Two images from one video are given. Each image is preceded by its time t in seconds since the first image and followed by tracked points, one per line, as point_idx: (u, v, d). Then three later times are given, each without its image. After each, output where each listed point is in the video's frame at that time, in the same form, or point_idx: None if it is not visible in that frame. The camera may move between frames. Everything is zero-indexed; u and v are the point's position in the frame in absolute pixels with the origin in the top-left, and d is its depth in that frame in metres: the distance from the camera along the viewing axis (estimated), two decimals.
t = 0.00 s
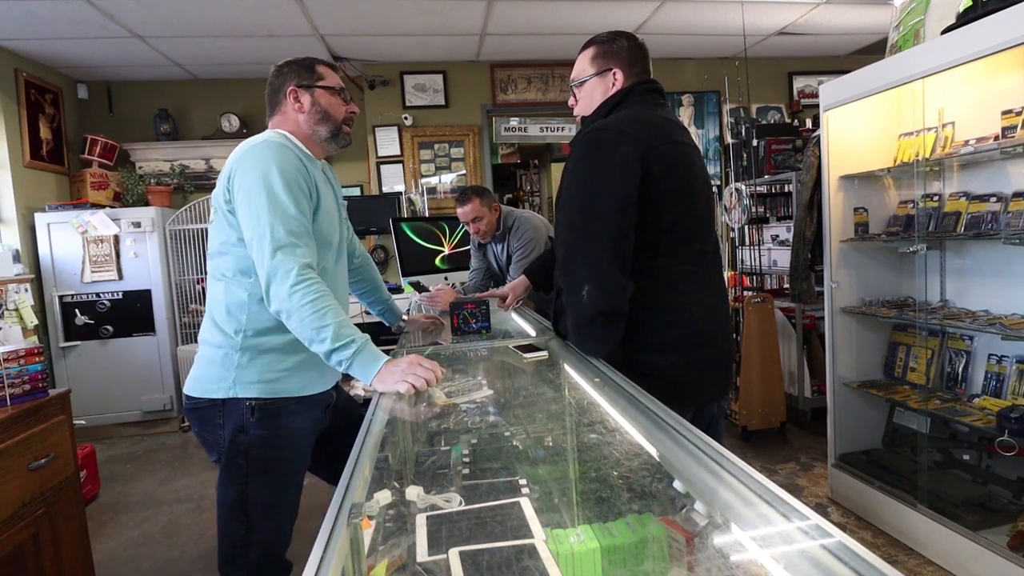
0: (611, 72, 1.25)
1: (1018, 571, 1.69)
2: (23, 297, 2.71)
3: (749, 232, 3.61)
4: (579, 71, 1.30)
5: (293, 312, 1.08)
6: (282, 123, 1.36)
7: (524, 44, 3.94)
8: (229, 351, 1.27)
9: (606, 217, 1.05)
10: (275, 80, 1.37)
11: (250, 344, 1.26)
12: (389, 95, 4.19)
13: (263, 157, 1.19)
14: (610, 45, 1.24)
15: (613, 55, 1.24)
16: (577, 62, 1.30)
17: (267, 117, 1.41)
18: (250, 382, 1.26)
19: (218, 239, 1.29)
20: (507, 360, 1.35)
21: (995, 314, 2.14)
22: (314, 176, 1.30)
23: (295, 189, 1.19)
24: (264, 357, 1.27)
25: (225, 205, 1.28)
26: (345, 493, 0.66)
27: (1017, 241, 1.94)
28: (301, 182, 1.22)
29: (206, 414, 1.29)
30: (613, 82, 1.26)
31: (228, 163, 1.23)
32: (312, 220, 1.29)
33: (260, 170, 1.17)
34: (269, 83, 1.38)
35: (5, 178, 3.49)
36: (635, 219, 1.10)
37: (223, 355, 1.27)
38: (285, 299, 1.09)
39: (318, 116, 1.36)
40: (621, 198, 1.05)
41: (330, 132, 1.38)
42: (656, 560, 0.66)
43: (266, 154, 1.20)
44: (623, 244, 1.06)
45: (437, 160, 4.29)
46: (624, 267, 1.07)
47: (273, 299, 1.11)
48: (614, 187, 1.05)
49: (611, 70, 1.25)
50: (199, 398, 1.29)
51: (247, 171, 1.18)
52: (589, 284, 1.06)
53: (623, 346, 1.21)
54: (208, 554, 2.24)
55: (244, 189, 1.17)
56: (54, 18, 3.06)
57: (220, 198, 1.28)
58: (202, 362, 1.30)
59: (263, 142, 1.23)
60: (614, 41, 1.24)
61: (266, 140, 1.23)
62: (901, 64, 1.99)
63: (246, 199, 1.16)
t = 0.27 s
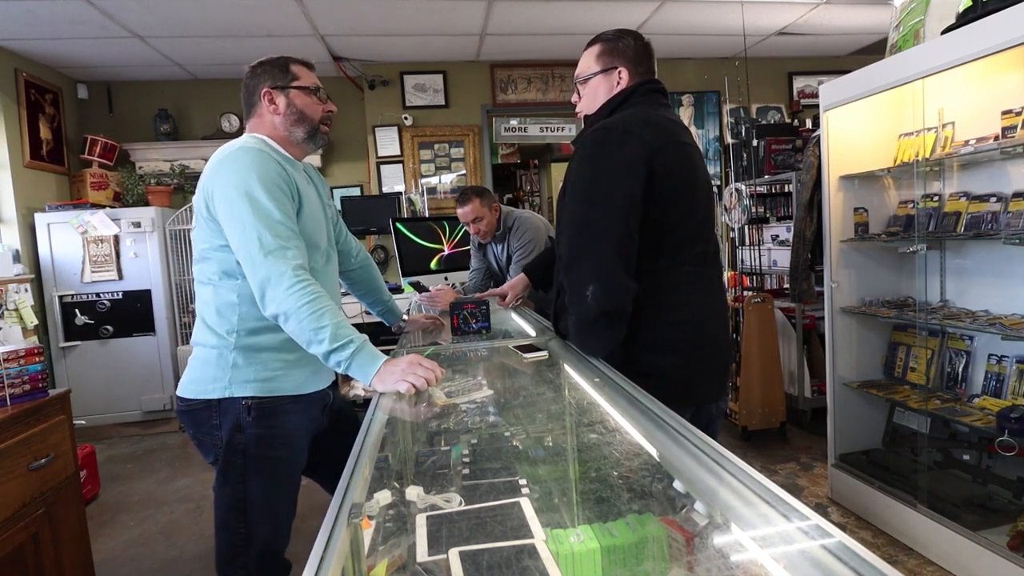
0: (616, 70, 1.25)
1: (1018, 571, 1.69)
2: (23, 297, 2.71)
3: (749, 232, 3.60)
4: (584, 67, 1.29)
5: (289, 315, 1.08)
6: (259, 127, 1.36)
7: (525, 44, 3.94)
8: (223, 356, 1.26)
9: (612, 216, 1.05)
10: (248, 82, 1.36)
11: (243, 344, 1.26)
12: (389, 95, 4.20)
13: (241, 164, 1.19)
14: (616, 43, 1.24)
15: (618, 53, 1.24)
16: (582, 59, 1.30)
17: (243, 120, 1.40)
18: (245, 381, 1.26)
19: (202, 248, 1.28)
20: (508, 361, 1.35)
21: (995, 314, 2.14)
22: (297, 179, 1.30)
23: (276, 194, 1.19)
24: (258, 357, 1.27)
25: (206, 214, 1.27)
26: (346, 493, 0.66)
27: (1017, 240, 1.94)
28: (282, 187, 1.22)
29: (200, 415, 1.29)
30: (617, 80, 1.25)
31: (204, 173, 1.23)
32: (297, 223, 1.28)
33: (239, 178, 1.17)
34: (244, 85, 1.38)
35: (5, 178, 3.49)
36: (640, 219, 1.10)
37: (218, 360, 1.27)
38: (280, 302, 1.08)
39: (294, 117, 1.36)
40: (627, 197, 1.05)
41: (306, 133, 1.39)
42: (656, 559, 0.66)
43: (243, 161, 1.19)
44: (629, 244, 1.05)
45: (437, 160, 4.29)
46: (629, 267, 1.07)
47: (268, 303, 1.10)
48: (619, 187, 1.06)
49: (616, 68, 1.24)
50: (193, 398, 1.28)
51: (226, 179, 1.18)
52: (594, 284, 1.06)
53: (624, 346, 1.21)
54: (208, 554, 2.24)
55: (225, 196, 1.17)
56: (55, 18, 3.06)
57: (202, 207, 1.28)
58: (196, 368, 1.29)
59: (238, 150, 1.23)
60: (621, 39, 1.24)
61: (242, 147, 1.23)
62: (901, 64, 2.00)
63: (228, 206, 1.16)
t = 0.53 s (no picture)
0: (618, 70, 1.25)
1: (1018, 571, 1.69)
2: (23, 297, 2.71)
3: (749, 232, 3.60)
4: (585, 66, 1.29)
5: (290, 314, 1.08)
6: (253, 130, 1.37)
7: (525, 44, 3.94)
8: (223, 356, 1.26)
9: (613, 216, 1.05)
10: (243, 86, 1.36)
11: (242, 342, 1.26)
12: (389, 95, 4.20)
13: (239, 165, 1.19)
14: (619, 43, 1.24)
15: (621, 53, 1.24)
16: (584, 58, 1.29)
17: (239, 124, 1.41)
18: (244, 380, 1.26)
19: (201, 249, 1.28)
20: (508, 361, 1.35)
21: (995, 314, 2.14)
22: (295, 180, 1.30)
23: (274, 194, 1.19)
24: (257, 356, 1.27)
25: (203, 215, 1.27)
26: (346, 493, 0.66)
27: (1017, 240, 1.94)
28: (279, 187, 1.22)
29: (198, 414, 1.29)
30: (620, 80, 1.25)
31: (201, 175, 1.23)
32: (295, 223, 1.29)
33: (237, 179, 1.17)
34: (239, 89, 1.38)
35: (5, 178, 3.49)
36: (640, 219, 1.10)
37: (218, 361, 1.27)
38: (281, 301, 1.08)
39: (288, 121, 1.36)
40: (628, 197, 1.05)
41: (301, 136, 1.39)
42: (656, 560, 0.66)
43: (241, 161, 1.20)
44: (629, 243, 1.05)
45: (437, 160, 4.29)
46: (630, 267, 1.07)
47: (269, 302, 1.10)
48: (620, 187, 1.06)
49: (619, 68, 1.25)
50: (191, 397, 1.28)
51: (224, 179, 1.18)
52: (595, 284, 1.06)
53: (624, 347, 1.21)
54: (208, 554, 2.24)
55: (223, 198, 1.17)
56: (55, 18, 3.06)
57: (199, 209, 1.28)
58: (196, 369, 1.29)
59: (235, 151, 1.23)
60: (624, 39, 1.24)
61: (238, 149, 1.23)
62: (901, 64, 1.99)
63: (226, 208, 1.16)
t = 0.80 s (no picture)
0: (619, 70, 1.24)
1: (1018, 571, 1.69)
2: (23, 297, 2.71)
3: (749, 232, 3.60)
4: (586, 66, 1.29)
5: (293, 312, 1.07)
6: (259, 130, 1.37)
7: (525, 44, 3.94)
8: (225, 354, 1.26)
9: (613, 215, 1.05)
10: (250, 86, 1.36)
11: (245, 342, 1.26)
12: (389, 95, 4.20)
13: (245, 163, 1.19)
14: (620, 43, 1.24)
15: (623, 53, 1.24)
16: (584, 58, 1.29)
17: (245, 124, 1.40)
18: (247, 379, 1.26)
19: (205, 247, 1.28)
20: (508, 361, 1.35)
21: (995, 314, 2.14)
22: (299, 179, 1.30)
23: (280, 193, 1.19)
24: (259, 357, 1.27)
25: (208, 213, 1.27)
26: (346, 493, 0.66)
27: (1017, 240, 1.94)
28: (285, 186, 1.22)
29: (200, 414, 1.29)
30: (620, 80, 1.25)
31: (207, 173, 1.23)
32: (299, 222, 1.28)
33: (243, 177, 1.17)
34: (245, 88, 1.38)
35: (5, 178, 3.49)
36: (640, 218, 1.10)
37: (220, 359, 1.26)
38: (284, 299, 1.08)
39: (295, 122, 1.36)
40: (628, 196, 1.05)
41: (307, 138, 1.39)
42: (656, 560, 0.66)
43: (248, 160, 1.20)
44: (629, 242, 1.06)
45: (437, 160, 4.29)
46: (630, 266, 1.07)
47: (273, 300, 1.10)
48: (620, 186, 1.06)
49: (620, 68, 1.24)
50: (193, 396, 1.28)
51: (230, 177, 1.18)
52: (596, 283, 1.06)
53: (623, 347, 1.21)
54: (208, 554, 2.24)
55: (229, 195, 1.17)
56: (55, 17, 3.06)
57: (204, 207, 1.27)
58: (198, 367, 1.29)
59: (243, 150, 1.23)
60: (625, 40, 1.24)
61: (246, 148, 1.24)
62: (901, 64, 1.99)
63: (232, 206, 1.16)
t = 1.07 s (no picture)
0: (615, 71, 1.24)
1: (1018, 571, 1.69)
2: (23, 297, 2.71)
3: (749, 232, 3.60)
4: (583, 67, 1.29)
5: (290, 314, 1.07)
6: (260, 131, 1.37)
7: (525, 44, 3.94)
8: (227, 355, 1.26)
9: (611, 216, 1.05)
10: (251, 87, 1.36)
11: (247, 342, 1.26)
12: (389, 95, 4.20)
13: (245, 166, 1.19)
14: (616, 44, 1.24)
15: (619, 55, 1.24)
16: (581, 59, 1.29)
17: (245, 124, 1.40)
18: (250, 378, 1.26)
19: (206, 249, 1.28)
20: (508, 361, 1.35)
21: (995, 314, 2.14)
22: (299, 181, 1.30)
23: (279, 195, 1.19)
24: (259, 355, 1.27)
25: (209, 215, 1.27)
26: (346, 493, 0.66)
27: (1017, 240, 1.94)
28: (284, 188, 1.22)
29: (204, 413, 1.29)
30: (617, 81, 1.25)
31: (208, 175, 1.23)
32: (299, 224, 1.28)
33: (243, 179, 1.17)
34: (246, 89, 1.38)
35: (5, 178, 3.49)
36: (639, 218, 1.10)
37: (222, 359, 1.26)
38: (282, 301, 1.08)
39: (296, 123, 1.36)
40: (626, 196, 1.05)
41: (308, 139, 1.39)
42: (656, 560, 0.66)
43: (247, 162, 1.20)
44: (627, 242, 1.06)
45: (437, 160, 4.29)
46: (627, 265, 1.07)
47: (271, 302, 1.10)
48: (617, 187, 1.06)
49: (616, 69, 1.24)
50: (197, 395, 1.28)
51: (229, 180, 1.18)
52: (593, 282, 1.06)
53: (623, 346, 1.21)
54: (208, 554, 2.24)
55: (228, 197, 1.17)
56: (54, 17, 3.06)
57: (205, 209, 1.28)
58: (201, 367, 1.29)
59: (243, 152, 1.23)
60: (622, 41, 1.24)
61: (246, 150, 1.24)
62: (901, 64, 1.99)
63: (231, 208, 1.16)
